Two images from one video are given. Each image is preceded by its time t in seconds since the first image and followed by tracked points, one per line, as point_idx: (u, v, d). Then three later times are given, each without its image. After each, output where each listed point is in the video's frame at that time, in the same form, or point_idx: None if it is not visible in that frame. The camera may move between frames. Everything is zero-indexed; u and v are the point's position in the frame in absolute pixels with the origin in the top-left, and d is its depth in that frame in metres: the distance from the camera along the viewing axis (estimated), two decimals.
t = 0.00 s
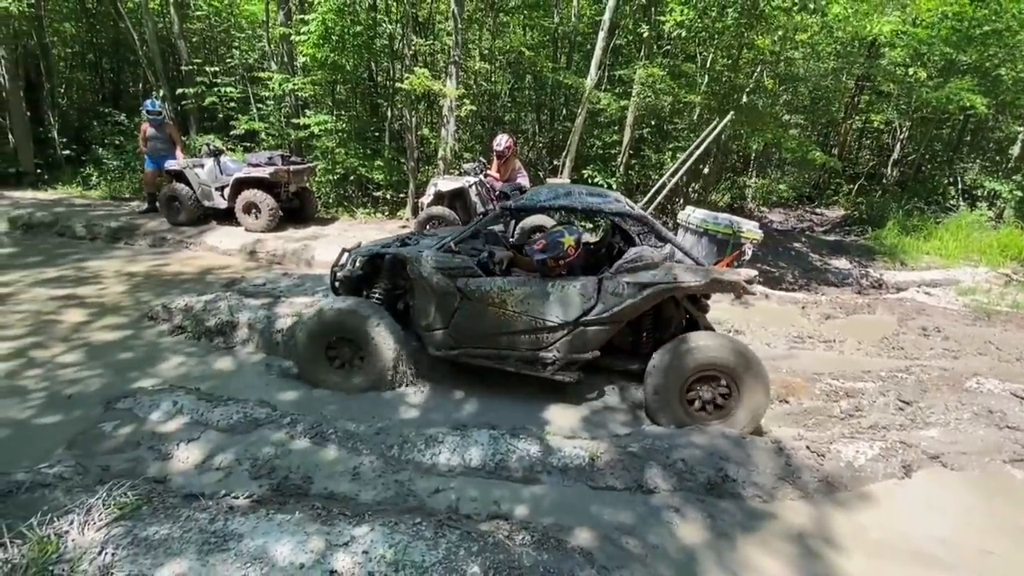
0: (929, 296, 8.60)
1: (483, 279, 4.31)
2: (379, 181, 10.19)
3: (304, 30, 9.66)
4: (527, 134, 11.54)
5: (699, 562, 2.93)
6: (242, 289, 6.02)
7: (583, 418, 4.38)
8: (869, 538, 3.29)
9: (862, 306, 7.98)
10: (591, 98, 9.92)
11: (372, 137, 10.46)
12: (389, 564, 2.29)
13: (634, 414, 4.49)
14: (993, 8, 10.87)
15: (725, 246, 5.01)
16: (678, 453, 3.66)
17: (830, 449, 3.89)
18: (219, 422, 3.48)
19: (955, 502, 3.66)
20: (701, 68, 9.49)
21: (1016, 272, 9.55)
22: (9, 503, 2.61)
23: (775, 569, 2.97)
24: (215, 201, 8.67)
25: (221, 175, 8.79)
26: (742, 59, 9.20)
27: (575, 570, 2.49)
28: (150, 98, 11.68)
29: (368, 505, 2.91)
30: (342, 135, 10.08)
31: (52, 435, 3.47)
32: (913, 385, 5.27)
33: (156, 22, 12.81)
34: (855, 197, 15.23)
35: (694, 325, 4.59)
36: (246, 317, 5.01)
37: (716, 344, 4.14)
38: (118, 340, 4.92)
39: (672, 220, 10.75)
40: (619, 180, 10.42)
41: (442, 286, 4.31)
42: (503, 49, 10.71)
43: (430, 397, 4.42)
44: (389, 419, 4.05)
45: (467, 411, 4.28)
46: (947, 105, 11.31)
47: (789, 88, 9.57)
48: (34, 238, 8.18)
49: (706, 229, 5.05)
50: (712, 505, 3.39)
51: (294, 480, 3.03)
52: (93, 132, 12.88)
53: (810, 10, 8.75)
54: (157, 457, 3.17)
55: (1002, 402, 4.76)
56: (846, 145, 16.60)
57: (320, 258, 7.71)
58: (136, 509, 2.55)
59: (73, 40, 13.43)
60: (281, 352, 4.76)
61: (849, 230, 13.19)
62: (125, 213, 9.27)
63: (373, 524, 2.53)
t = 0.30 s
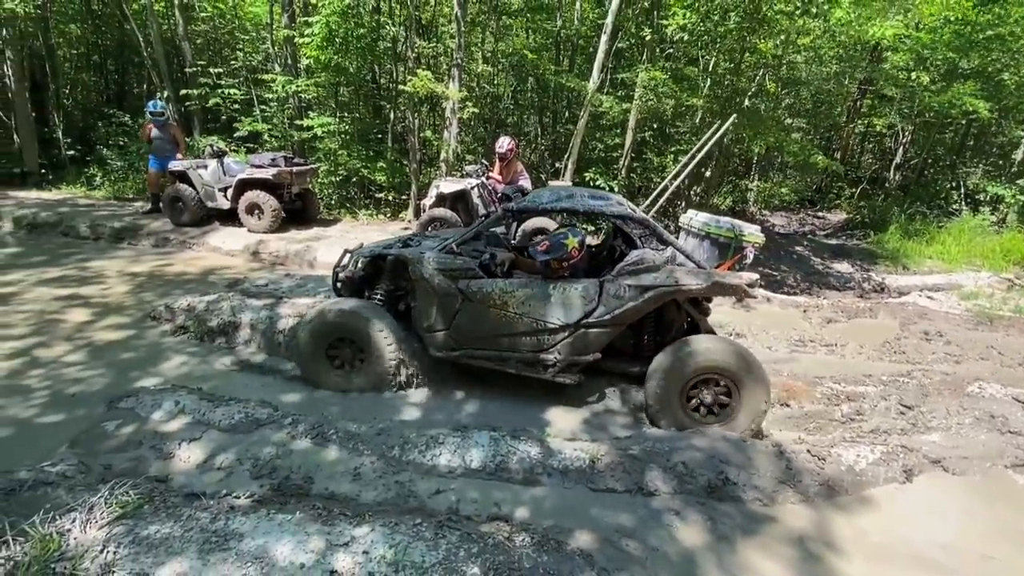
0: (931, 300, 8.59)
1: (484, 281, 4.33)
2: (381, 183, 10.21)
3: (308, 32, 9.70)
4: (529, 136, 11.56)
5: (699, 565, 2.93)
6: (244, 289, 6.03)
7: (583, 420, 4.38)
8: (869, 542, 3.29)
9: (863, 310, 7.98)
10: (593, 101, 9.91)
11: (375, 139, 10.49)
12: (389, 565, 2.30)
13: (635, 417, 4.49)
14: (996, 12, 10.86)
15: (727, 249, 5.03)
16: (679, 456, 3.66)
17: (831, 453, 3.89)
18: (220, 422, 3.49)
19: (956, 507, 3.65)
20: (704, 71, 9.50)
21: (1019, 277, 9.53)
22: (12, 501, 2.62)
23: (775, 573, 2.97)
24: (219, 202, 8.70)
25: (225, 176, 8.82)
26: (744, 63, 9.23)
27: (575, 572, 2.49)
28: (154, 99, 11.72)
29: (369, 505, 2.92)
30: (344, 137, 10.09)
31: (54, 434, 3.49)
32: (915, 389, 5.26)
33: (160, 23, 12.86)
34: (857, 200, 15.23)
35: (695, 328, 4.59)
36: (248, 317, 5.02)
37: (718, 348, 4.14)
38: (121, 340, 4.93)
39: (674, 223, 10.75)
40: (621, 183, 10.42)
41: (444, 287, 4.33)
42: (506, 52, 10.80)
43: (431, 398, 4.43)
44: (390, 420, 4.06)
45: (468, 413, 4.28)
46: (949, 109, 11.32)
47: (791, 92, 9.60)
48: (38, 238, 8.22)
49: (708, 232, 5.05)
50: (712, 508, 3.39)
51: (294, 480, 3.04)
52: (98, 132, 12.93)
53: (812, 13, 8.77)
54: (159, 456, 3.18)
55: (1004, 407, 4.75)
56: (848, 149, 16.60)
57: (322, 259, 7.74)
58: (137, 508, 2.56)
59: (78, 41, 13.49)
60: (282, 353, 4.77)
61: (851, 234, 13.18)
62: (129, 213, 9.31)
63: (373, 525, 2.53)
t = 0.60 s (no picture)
0: (933, 305, 8.59)
1: (486, 283, 4.33)
2: (384, 184, 10.23)
3: (312, 34, 9.75)
4: (531, 138, 11.56)
5: (699, 568, 2.93)
6: (247, 290, 6.05)
7: (584, 423, 4.38)
8: (870, 547, 3.29)
9: (865, 315, 7.98)
10: (596, 105, 9.91)
11: (378, 140, 10.50)
12: (389, 565, 2.30)
13: (636, 419, 4.50)
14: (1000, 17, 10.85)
15: (729, 252, 5.03)
16: (679, 459, 3.66)
17: (832, 458, 3.89)
18: (222, 421, 3.50)
19: (957, 513, 3.64)
20: (706, 75, 9.51)
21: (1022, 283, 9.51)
22: (14, 498, 2.63)
23: None
24: (222, 203, 8.72)
25: (229, 176, 8.83)
26: (748, 66, 9.24)
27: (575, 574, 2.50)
28: (159, 100, 11.77)
29: (369, 506, 2.92)
30: (348, 138, 10.12)
31: (56, 432, 3.49)
32: (916, 394, 5.25)
33: (165, 24, 12.92)
34: (860, 205, 15.23)
35: (697, 331, 4.59)
36: (250, 317, 5.03)
37: (720, 352, 4.14)
38: (123, 339, 4.94)
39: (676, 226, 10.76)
40: (623, 187, 10.43)
41: (446, 288, 4.33)
42: (510, 55, 10.83)
43: (432, 399, 4.43)
44: (391, 420, 4.06)
45: (469, 414, 4.29)
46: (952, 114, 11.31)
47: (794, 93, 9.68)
48: (42, 237, 8.25)
49: (709, 234, 5.09)
50: (712, 511, 3.38)
51: (295, 480, 3.04)
52: (103, 132, 12.97)
53: (815, 18, 8.78)
54: (160, 455, 3.18)
55: (1005, 413, 4.75)
56: (851, 153, 16.59)
57: (325, 260, 7.75)
58: (139, 506, 2.57)
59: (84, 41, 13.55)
60: (284, 353, 4.77)
61: (853, 239, 13.17)
62: (132, 213, 9.34)
63: (374, 525, 2.53)
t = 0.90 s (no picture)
0: (937, 316, 8.56)
1: (491, 288, 4.33)
2: (388, 188, 10.26)
3: (320, 38, 9.80)
4: (535, 144, 11.59)
5: None
6: (251, 291, 6.05)
7: (587, 430, 4.36)
8: (875, 560, 3.26)
9: (869, 325, 7.95)
10: (601, 112, 9.94)
11: (383, 144, 10.55)
12: (390, 571, 2.28)
13: (639, 427, 4.48)
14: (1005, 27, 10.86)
15: (734, 260, 5.02)
16: (682, 468, 3.64)
17: (836, 468, 3.86)
18: (224, 423, 3.49)
19: (963, 526, 3.61)
20: (712, 83, 9.56)
21: None
22: (16, 497, 2.62)
23: None
24: (226, 204, 8.74)
25: (234, 178, 8.88)
26: (753, 74, 9.28)
27: None
28: (166, 102, 11.83)
29: (371, 511, 2.90)
30: (354, 142, 10.14)
31: (58, 432, 3.49)
32: (921, 405, 5.23)
33: (174, 26, 13.00)
34: (864, 215, 15.23)
35: (701, 339, 4.57)
36: (254, 318, 5.03)
37: (724, 360, 4.13)
38: (127, 339, 4.94)
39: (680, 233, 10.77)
40: (626, 193, 10.44)
41: (450, 293, 4.32)
42: (515, 62, 10.87)
43: (435, 404, 4.42)
44: (394, 425, 4.05)
45: (471, 419, 4.27)
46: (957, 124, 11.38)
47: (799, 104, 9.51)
48: (48, 236, 8.27)
49: (714, 242, 5.06)
50: (715, 521, 3.36)
51: (297, 483, 3.03)
52: (110, 133, 13.03)
53: (821, 28, 8.81)
54: (162, 456, 3.17)
55: (1011, 426, 4.72)
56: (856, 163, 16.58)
57: (329, 262, 7.75)
58: (141, 508, 2.56)
59: (93, 42, 13.65)
60: (286, 355, 4.77)
61: (857, 248, 13.17)
62: (138, 213, 9.36)
63: (375, 530, 2.52)
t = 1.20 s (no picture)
0: (942, 337, 8.52)
1: (497, 302, 4.33)
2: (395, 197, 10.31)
3: (331, 48, 9.86)
4: (542, 155, 11.63)
5: None
6: (256, 298, 6.07)
7: (589, 446, 4.36)
8: None
9: (873, 344, 7.93)
10: (608, 126, 9.97)
11: (391, 153, 10.60)
12: None
13: (642, 444, 4.47)
14: (1014, 50, 10.89)
15: (741, 280, 4.98)
16: (683, 487, 3.63)
17: (838, 491, 3.85)
18: (227, 431, 3.50)
19: (965, 551, 3.60)
20: (718, 99, 9.66)
21: None
22: (18, 502, 2.63)
23: None
24: (235, 210, 8.78)
25: (243, 185, 8.87)
26: (761, 92, 9.39)
27: None
28: (177, 108, 11.95)
29: (370, 524, 2.90)
30: (362, 151, 10.22)
31: (62, 436, 3.51)
32: (925, 428, 5.20)
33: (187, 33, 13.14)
34: (870, 233, 15.22)
35: (707, 359, 4.59)
36: (259, 326, 5.05)
37: (729, 381, 4.12)
38: (132, 343, 4.97)
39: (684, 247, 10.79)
40: (632, 207, 10.47)
41: (457, 307, 4.33)
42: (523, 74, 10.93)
43: (438, 416, 4.43)
44: (396, 437, 4.05)
45: (474, 433, 4.27)
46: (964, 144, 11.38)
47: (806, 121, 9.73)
48: (56, 238, 8.33)
49: (722, 261, 5.03)
50: (716, 543, 3.35)
51: (298, 494, 3.03)
52: (120, 137, 13.15)
53: (829, 47, 8.83)
54: (165, 464, 3.19)
55: (1016, 451, 4.69)
56: (862, 181, 16.57)
57: (335, 270, 7.78)
58: (142, 516, 2.57)
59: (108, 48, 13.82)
60: (290, 363, 4.78)
61: (862, 266, 13.15)
62: (147, 217, 9.43)
63: (375, 544, 2.52)
